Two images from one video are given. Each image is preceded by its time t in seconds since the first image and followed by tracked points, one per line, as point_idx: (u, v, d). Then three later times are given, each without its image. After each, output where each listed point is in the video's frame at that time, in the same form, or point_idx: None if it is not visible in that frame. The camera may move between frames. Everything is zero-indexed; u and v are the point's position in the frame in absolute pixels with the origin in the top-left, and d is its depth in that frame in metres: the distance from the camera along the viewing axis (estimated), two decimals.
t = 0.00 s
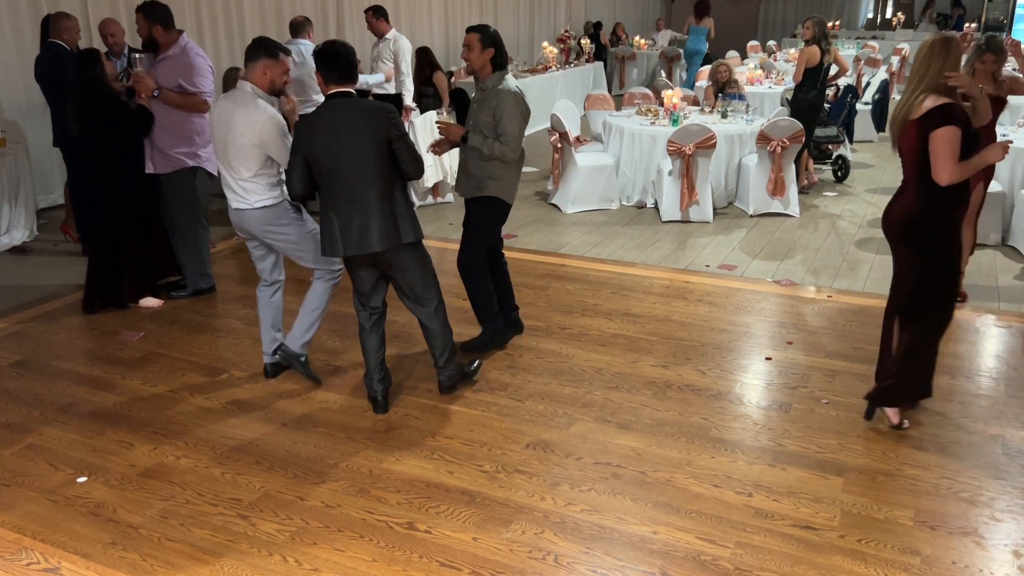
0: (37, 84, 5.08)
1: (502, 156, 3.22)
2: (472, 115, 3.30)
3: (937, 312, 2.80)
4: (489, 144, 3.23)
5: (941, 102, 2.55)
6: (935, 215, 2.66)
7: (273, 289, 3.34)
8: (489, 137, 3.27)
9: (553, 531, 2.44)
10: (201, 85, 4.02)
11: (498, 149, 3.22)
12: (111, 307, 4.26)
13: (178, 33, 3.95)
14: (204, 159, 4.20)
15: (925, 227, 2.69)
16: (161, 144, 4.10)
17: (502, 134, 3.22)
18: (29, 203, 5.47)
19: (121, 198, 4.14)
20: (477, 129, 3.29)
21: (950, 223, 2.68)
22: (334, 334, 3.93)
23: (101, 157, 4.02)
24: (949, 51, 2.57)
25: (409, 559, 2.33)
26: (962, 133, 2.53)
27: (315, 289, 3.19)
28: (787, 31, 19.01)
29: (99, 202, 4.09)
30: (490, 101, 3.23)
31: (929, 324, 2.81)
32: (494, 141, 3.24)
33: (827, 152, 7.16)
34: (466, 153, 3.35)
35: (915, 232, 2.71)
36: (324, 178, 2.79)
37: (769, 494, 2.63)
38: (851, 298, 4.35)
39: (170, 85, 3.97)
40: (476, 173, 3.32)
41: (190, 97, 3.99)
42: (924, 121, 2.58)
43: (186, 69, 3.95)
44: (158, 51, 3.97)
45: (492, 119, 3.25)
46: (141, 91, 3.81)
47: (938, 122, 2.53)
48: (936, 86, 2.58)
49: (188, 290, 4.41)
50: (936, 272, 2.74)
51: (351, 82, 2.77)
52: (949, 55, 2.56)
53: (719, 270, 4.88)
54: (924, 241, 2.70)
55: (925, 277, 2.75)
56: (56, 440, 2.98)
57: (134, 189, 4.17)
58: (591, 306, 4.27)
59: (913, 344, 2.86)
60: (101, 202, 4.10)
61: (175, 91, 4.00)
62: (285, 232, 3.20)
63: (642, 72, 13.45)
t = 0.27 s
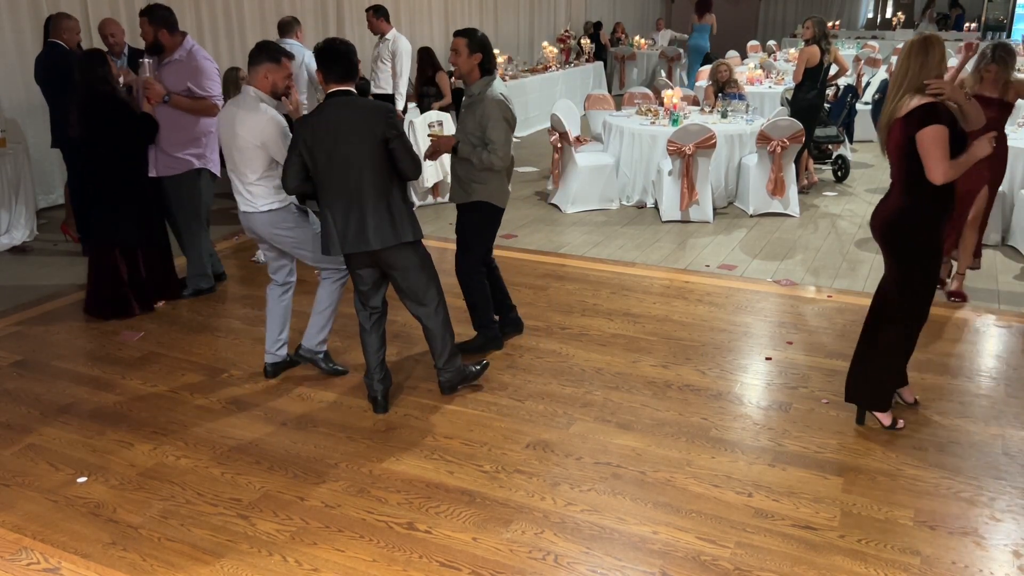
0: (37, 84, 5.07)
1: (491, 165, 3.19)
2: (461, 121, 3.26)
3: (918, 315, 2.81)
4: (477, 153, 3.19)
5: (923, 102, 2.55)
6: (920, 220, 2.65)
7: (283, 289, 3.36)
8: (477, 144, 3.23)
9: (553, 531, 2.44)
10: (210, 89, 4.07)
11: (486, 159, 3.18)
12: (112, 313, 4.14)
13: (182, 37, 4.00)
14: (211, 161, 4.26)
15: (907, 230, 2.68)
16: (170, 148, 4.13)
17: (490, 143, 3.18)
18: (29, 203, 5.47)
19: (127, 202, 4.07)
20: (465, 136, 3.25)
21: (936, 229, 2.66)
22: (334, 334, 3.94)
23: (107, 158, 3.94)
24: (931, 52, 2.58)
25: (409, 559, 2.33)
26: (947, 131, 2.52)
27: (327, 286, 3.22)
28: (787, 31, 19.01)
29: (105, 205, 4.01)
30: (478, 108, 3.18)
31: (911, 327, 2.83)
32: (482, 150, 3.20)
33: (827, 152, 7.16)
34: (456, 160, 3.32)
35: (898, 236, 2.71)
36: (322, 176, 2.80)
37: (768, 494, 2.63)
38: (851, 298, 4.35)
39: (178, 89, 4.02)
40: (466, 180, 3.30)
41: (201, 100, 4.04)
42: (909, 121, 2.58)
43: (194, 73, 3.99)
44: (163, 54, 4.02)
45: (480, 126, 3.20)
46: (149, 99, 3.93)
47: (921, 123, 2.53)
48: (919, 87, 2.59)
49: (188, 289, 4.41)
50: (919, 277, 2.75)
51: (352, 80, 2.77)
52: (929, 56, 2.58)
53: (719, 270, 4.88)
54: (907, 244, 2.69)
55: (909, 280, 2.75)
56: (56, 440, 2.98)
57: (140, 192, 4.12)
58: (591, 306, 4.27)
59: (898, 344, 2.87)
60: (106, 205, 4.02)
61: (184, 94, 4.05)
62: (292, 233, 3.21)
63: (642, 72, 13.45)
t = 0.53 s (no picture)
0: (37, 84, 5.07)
1: (486, 170, 3.18)
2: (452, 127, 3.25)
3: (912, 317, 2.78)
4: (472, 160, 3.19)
5: (923, 110, 2.54)
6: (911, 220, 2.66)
7: (290, 291, 3.35)
8: (470, 151, 3.22)
9: (553, 531, 2.44)
10: (212, 87, 4.07)
11: (481, 165, 3.18)
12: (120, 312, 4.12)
13: (187, 35, 4.00)
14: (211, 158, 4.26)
15: (899, 232, 2.69)
16: (170, 146, 4.13)
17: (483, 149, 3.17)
18: (29, 203, 5.47)
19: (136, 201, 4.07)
20: (457, 143, 3.24)
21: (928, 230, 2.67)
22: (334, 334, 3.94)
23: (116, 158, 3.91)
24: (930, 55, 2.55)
25: (409, 559, 2.33)
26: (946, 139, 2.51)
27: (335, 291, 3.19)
28: (787, 31, 19.00)
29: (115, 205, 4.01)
30: (469, 115, 3.17)
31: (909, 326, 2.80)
32: (476, 156, 3.20)
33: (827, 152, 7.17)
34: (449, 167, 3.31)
35: (892, 237, 2.71)
36: (319, 176, 2.80)
37: (769, 494, 2.63)
38: (851, 298, 4.35)
39: (181, 88, 4.01)
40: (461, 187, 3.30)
41: (203, 98, 4.03)
42: (908, 127, 2.56)
43: (197, 71, 4.00)
44: (167, 52, 4.02)
45: (472, 132, 3.19)
46: (153, 96, 3.87)
47: (921, 130, 2.52)
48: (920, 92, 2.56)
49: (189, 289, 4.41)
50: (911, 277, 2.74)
51: (351, 81, 2.76)
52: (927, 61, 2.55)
53: (719, 270, 4.88)
54: (900, 246, 2.70)
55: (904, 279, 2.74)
56: (56, 440, 2.98)
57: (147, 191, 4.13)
58: (591, 306, 4.27)
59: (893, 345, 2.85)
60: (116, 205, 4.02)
61: (186, 93, 4.04)
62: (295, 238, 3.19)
63: (642, 72, 13.45)
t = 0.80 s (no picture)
0: (37, 83, 5.07)
1: (481, 166, 3.18)
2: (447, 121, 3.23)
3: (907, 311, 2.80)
4: (466, 155, 3.16)
5: (925, 112, 2.53)
6: (907, 218, 2.68)
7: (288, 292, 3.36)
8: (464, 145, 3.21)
9: (553, 531, 2.44)
10: (213, 86, 4.06)
11: (475, 160, 3.15)
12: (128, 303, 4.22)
13: (187, 34, 4.00)
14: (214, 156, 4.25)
15: (897, 231, 2.70)
16: (171, 145, 4.11)
17: (477, 144, 3.15)
18: (29, 203, 5.47)
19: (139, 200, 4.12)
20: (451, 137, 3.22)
21: (923, 229, 2.69)
22: (334, 334, 3.94)
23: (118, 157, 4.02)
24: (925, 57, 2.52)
25: (409, 559, 2.33)
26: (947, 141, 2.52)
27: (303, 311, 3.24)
28: (787, 31, 19.00)
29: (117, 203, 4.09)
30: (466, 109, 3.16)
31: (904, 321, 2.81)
32: (470, 151, 3.18)
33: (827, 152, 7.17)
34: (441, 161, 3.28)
35: (891, 236, 2.72)
36: (319, 177, 2.81)
37: (769, 494, 2.63)
38: (851, 298, 4.35)
39: (183, 87, 4.01)
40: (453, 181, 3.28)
41: (204, 97, 4.01)
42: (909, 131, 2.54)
43: (197, 70, 3.99)
44: (167, 52, 4.02)
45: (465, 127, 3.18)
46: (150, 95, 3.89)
47: (923, 134, 2.51)
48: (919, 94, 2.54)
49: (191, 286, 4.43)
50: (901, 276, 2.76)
51: (349, 82, 2.76)
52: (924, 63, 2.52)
53: (719, 270, 4.88)
54: (897, 245, 2.72)
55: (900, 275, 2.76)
56: (56, 440, 2.98)
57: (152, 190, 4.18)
58: (591, 306, 4.27)
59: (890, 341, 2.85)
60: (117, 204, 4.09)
61: (187, 92, 4.03)
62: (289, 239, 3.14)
63: (642, 72, 13.44)
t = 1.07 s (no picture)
0: (37, 83, 5.07)
1: (477, 167, 3.16)
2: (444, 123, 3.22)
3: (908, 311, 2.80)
4: (463, 156, 3.15)
5: (927, 112, 2.52)
6: (906, 218, 2.68)
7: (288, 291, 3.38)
8: (461, 147, 3.20)
9: (553, 531, 2.44)
10: (211, 80, 4.07)
11: (472, 161, 3.14)
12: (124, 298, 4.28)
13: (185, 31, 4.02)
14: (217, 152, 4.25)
15: (895, 231, 2.70)
16: (173, 142, 4.12)
17: (475, 146, 3.15)
18: (29, 203, 5.47)
19: (141, 197, 4.15)
20: (447, 139, 3.21)
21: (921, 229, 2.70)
22: (334, 334, 3.94)
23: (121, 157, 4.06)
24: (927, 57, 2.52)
25: (409, 559, 2.33)
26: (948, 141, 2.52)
27: (303, 316, 3.26)
28: (787, 32, 19.01)
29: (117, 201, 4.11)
30: (464, 111, 3.16)
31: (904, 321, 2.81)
32: (468, 152, 3.17)
33: (827, 152, 7.16)
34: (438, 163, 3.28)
35: (889, 236, 2.72)
36: (319, 180, 2.81)
37: (769, 494, 2.63)
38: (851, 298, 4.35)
39: (182, 82, 4.02)
40: (450, 183, 3.27)
41: (203, 90, 4.03)
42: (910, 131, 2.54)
43: (196, 65, 4.01)
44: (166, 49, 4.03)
45: (462, 130, 3.18)
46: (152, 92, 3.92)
47: (924, 134, 2.51)
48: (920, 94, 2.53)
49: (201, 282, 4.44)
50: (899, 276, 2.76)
51: (351, 85, 2.77)
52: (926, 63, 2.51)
53: (719, 270, 4.88)
54: (895, 246, 2.72)
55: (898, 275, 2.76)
56: (56, 440, 2.98)
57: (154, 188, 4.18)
58: (591, 306, 4.27)
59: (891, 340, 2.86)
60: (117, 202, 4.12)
61: (186, 86, 4.04)
62: (293, 241, 3.13)
63: (642, 72, 13.44)
